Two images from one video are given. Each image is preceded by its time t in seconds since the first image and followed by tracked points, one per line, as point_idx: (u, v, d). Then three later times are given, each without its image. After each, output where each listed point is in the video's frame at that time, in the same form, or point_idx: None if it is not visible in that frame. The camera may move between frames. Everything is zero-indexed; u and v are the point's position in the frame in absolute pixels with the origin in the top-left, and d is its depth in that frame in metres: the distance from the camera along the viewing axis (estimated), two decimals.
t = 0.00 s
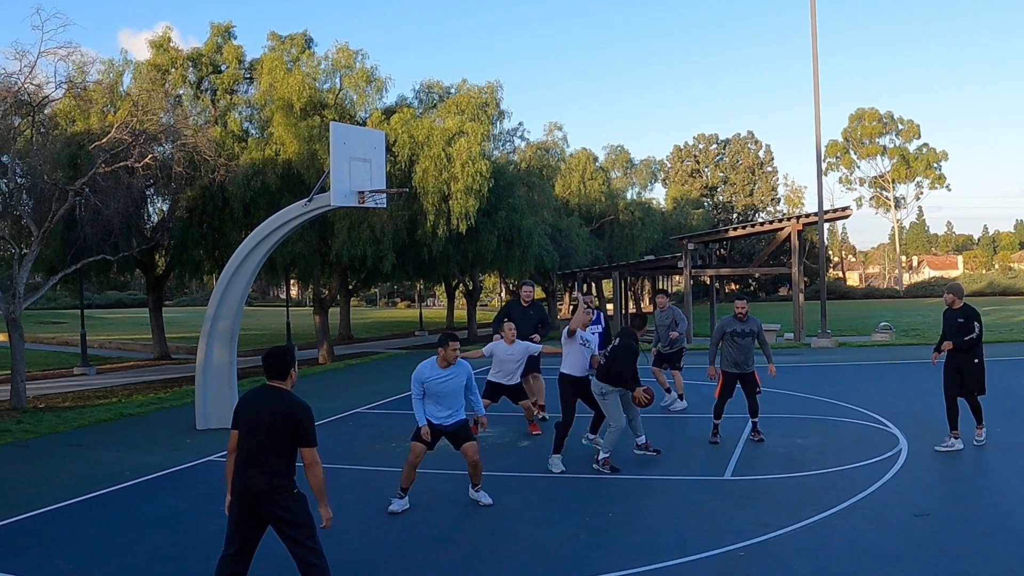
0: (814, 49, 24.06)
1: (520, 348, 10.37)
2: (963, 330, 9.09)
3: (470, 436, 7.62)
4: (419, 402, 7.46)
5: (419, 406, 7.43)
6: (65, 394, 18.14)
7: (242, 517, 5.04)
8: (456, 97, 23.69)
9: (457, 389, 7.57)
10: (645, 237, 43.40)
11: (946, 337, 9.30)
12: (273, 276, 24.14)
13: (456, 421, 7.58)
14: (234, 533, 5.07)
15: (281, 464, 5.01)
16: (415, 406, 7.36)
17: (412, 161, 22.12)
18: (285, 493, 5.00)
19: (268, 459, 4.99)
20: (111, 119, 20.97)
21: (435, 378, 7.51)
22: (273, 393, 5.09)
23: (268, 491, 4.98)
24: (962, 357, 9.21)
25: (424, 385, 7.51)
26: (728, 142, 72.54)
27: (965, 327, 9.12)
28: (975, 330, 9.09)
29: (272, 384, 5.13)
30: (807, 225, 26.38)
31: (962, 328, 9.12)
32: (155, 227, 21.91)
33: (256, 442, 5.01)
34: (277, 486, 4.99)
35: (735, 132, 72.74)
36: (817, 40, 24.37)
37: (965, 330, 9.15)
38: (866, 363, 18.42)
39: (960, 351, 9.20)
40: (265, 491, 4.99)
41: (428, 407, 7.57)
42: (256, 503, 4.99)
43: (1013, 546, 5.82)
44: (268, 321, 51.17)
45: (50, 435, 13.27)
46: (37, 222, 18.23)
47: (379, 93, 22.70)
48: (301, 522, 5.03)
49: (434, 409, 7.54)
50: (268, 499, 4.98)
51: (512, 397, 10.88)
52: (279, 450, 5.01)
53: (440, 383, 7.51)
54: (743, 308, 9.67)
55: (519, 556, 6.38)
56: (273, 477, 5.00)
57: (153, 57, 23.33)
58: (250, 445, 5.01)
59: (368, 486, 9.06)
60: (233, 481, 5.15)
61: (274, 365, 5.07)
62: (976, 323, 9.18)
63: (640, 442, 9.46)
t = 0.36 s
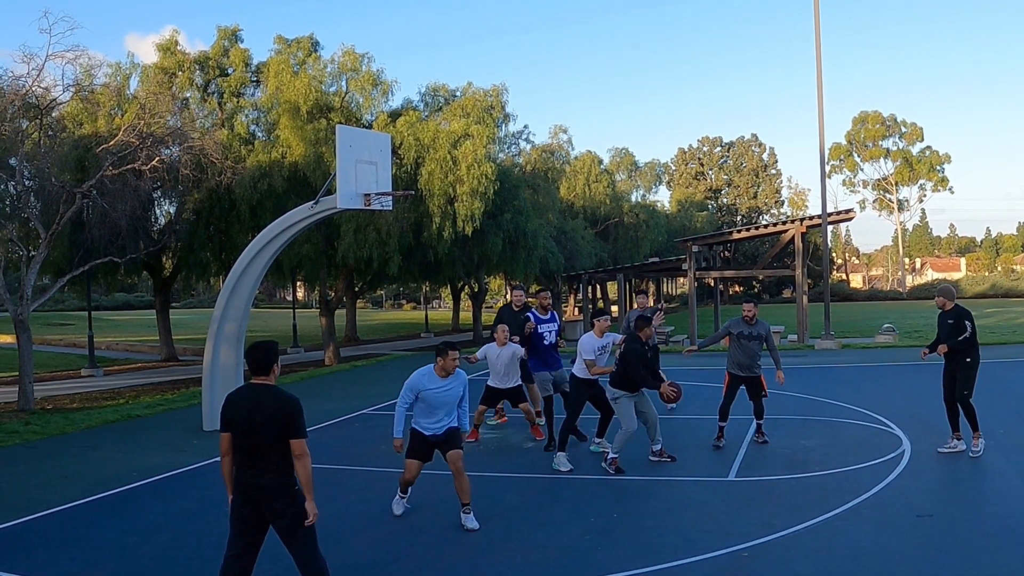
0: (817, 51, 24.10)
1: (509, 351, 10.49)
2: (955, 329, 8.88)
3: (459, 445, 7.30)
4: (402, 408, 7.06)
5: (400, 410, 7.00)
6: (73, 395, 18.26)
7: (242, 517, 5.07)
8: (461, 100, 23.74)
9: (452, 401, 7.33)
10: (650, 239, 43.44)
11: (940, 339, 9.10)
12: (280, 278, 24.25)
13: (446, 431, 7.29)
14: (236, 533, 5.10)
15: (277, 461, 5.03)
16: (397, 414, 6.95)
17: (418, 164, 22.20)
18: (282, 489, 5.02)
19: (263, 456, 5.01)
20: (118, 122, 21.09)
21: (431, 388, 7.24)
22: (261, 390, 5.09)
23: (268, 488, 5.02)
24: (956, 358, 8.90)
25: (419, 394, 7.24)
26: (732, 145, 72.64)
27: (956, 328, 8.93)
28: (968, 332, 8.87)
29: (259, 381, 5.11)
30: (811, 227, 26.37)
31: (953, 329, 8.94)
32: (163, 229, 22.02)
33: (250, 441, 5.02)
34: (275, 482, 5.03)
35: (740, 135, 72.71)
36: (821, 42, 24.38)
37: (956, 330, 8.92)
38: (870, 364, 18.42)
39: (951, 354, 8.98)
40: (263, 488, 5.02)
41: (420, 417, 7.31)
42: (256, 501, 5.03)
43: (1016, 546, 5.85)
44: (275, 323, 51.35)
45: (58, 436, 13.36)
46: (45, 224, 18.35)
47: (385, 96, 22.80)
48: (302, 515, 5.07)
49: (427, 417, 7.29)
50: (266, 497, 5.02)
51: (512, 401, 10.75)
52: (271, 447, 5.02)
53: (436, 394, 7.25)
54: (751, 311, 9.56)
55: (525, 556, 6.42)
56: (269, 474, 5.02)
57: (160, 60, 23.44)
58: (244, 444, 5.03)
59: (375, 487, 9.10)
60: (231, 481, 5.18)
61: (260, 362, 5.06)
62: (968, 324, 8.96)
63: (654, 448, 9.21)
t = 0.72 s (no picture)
0: (821, 54, 24.13)
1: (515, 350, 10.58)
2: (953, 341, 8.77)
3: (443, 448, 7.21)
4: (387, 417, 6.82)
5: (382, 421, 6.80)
6: (81, 397, 18.36)
7: (249, 518, 5.12)
8: (467, 103, 23.80)
9: (433, 403, 7.12)
10: (654, 241, 43.47)
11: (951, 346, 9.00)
12: (286, 280, 24.34)
13: (430, 437, 7.12)
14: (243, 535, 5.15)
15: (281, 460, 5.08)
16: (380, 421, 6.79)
17: (423, 166, 22.28)
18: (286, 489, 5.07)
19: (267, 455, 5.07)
20: (125, 125, 21.21)
21: (415, 391, 7.00)
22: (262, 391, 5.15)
23: (271, 489, 5.07)
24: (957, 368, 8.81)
25: (402, 400, 6.99)
26: (736, 147, 72.63)
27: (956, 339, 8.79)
28: (967, 343, 8.69)
29: (260, 383, 5.16)
30: (814, 229, 26.36)
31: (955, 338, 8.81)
32: (170, 232, 22.11)
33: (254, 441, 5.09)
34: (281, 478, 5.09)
35: (744, 138, 72.66)
36: (824, 45, 24.39)
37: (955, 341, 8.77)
38: (875, 366, 18.41)
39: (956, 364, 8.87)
40: (268, 489, 5.07)
41: (401, 423, 7.05)
42: (261, 502, 5.08)
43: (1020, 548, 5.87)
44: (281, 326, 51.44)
45: (65, 438, 13.41)
46: (53, 226, 18.45)
47: (391, 99, 22.89)
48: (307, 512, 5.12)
49: (412, 422, 7.06)
50: (271, 496, 5.07)
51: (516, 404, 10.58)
52: (274, 447, 5.07)
53: (422, 397, 7.02)
54: (744, 313, 9.58)
55: (530, 557, 6.46)
56: (272, 474, 5.06)
57: (167, 64, 23.56)
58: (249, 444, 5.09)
59: (381, 488, 9.14)
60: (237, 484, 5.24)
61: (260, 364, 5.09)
62: (970, 335, 8.73)
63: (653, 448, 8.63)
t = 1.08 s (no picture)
0: (825, 57, 24.15)
1: (524, 360, 10.59)
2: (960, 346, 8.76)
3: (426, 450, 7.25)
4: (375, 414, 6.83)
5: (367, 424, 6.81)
6: (88, 398, 18.45)
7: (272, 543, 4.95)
8: (472, 106, 23.85)
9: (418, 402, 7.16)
10: (659, 244, 43.48)
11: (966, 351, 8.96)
12: (293, 282, 24.43)
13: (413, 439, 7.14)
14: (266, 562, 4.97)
15: (300, 484, 4.92)
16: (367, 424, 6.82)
17: (429, 169, 22.34)
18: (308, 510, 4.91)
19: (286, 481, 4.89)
20: (133, 128, 21.31)
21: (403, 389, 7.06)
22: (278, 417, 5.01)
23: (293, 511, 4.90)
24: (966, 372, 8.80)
25: (392, 399, 7.03)
26: (740, 150, 72.57)
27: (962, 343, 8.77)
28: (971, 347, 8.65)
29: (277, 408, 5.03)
30: (818, 231, 26.34)
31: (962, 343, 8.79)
32: (177, 234, 22.19)
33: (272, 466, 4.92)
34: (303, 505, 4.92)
35: (748, 140, 72.58)
36: (828, 48, 24.40)
37: (961, 345, 8.76)
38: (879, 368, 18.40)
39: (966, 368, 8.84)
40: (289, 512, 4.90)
41: (388, 423, 7.05)
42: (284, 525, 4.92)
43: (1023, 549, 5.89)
44: (286, 327, 51.52)
45: (73, 439, 13.49)
46: (60, 228, 18.56)
47: (397, 102, 22.96)
48: (332, 536, 4.96)
49: (397, 422, 7.06)
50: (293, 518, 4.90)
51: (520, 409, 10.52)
52: (294, 470, 4.92)
53: (410, 397, 7.08)
54: (752, 317, 9.62)
55: (535, 557, 6.49)
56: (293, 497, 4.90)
57: (174, 67, 23.66)
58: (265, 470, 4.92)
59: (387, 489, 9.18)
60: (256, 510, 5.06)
61: (281, 388, 4.98)
62: (976, 339, 8.68)
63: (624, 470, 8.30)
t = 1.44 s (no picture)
0: (828, 60, 24.18)
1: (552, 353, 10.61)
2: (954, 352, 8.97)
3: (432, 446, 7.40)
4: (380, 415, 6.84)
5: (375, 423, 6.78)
6: (96, 400, 18.55)
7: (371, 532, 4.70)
8: (478, 109, 23.91)
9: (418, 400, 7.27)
10: (663, 246, 43.49)
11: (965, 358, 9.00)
12: (299, 285, 24.52)
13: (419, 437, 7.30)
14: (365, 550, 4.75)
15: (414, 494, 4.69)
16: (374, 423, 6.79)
17: (435, 172, 22.43)
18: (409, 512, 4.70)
19: (402, 488, 4.63)
20: (139, 131, 21.43)
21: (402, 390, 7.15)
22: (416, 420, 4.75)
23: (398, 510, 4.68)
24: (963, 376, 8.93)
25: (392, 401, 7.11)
26: (744, 153, 72.52)
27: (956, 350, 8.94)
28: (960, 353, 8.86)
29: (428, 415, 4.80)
30: (822, 234, 26.33)
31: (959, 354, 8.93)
32: (184, 236, 22.25)
33: (395, 467, 4.66)
34: (403, 518, 4.68)
35: (752, 143, 72.55)
36: (832, 50, 24.42)
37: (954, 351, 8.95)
38: (883, 369, 18.41)
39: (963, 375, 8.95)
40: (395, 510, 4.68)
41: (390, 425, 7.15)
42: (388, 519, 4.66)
43: None
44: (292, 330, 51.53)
45: (81, 440, 13.57)
46: (68, 231, 18.66)
47: (403, 105, 23.06)
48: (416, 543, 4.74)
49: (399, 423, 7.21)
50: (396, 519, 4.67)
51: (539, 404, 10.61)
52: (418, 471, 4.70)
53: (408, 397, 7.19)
54: (753, 320, 9.64)
55: (540, 558, 6.53)
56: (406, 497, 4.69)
57: (181, 70, 23.79)
58: (388, 468, 4.66)
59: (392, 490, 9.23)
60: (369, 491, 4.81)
61: (434, 397, 4.77)
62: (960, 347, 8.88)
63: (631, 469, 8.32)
